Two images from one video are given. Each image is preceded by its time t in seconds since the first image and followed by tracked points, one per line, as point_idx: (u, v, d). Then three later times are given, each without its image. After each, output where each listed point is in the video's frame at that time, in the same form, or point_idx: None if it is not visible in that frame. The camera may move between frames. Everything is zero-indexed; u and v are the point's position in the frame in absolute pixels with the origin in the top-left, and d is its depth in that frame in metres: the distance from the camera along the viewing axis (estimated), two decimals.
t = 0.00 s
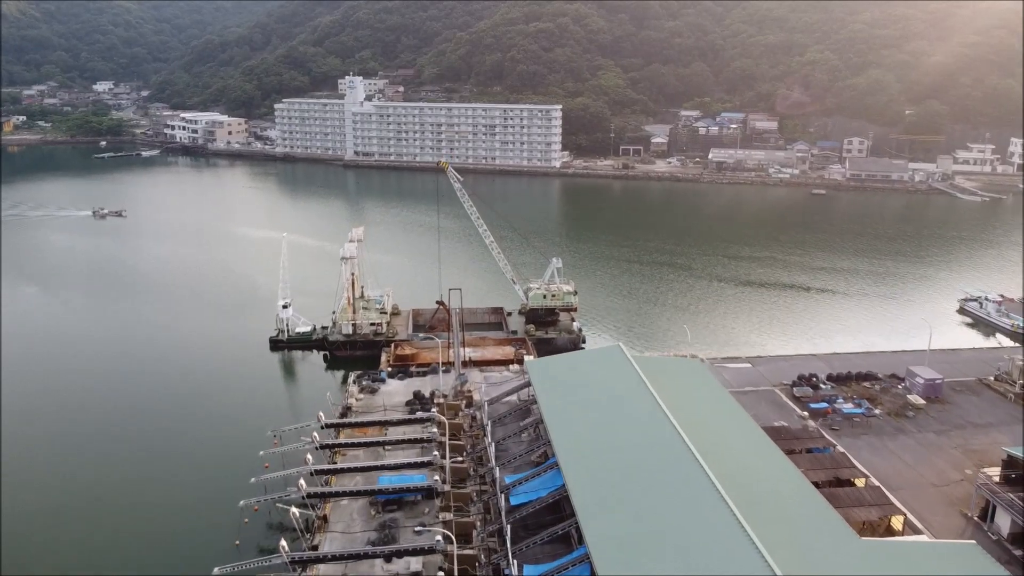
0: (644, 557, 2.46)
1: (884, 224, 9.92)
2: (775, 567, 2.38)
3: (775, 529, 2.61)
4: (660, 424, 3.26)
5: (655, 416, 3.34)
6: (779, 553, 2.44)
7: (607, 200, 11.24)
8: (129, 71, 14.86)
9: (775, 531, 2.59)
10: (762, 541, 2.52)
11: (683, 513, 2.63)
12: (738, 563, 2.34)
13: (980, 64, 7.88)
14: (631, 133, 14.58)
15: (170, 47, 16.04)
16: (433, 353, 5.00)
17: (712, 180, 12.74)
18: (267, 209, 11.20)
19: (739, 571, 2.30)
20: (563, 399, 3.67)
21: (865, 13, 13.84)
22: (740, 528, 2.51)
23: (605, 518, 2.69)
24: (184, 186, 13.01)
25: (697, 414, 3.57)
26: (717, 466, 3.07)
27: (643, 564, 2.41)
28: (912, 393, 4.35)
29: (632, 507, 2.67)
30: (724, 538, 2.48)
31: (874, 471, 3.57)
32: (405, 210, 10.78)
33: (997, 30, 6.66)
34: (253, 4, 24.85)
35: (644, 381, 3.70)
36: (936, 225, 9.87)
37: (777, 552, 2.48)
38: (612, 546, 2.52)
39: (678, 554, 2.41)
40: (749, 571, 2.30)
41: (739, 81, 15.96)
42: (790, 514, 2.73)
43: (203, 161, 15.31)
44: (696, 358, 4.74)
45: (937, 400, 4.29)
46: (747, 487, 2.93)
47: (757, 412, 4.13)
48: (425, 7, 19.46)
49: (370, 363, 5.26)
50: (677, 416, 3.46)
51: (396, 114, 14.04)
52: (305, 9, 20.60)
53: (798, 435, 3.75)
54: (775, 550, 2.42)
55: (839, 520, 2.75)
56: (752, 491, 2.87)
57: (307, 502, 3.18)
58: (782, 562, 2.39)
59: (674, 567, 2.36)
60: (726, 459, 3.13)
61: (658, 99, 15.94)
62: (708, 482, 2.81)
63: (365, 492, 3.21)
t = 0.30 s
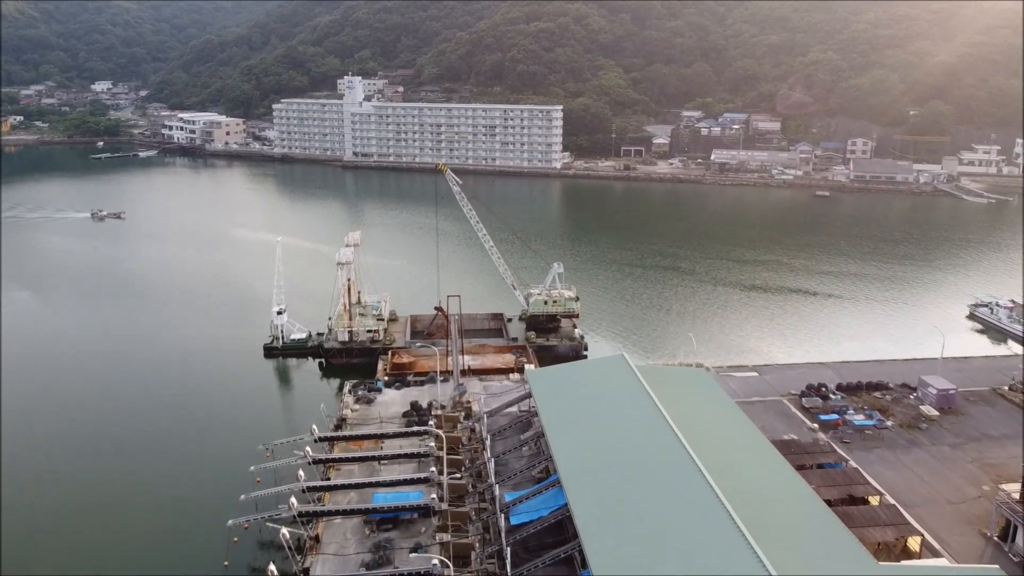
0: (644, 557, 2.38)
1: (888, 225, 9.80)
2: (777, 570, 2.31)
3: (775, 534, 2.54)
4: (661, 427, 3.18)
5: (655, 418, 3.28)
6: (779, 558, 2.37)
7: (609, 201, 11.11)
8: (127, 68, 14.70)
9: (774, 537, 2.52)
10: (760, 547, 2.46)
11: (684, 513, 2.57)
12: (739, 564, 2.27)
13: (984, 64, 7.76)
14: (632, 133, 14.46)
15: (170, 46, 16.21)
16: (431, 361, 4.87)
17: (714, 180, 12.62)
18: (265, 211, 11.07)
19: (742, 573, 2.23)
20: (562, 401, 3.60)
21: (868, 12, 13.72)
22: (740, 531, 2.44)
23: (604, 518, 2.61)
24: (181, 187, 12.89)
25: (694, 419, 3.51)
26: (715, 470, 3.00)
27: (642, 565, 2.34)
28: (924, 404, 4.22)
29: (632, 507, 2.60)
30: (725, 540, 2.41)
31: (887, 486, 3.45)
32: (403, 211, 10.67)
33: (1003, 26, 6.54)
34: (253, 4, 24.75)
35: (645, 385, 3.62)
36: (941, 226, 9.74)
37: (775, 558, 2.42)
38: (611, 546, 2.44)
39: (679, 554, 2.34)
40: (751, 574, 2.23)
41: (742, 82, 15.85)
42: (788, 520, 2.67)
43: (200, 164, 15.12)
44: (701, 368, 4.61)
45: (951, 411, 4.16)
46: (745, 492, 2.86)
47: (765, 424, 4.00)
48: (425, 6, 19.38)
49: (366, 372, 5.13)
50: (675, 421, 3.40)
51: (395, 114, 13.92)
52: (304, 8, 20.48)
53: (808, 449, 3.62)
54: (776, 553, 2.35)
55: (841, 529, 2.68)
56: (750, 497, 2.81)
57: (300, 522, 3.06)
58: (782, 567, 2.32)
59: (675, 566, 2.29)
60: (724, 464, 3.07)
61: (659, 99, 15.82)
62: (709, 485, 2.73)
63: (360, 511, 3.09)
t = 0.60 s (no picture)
0: (644, 563, 2.35)
1: (893, 228, 9.67)
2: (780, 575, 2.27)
3: (774, 536, 2.50)
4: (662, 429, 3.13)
5: (656, 420, 3.22)
6: (779, 562, 2.33)
7: (611, 203, 10.98)
8: (127, 71, 14.20)
9: (773, 538, 2.48)
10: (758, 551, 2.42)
11: (686, 517, 2.52)
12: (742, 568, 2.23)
13: (989, 66, 7.64)
14: (634, 134, 14.33)
15: (167, 46, 15.71)
16: (429, 370, 4.74)
17: (717, 181, 12.50)
18: (263, 213, 10.94)
19: None
20: (561, 403, 3.56)
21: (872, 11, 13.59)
22: (741, 535, 2.40)
23: (605, 524, 2.58)
24: (178, 188, 12.76)
25: (691, 415, 3.47)
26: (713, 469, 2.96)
27: (642, 571, 2.30)
28: (938, 415, 4.09)
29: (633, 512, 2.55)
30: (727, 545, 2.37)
31: (902, 504, 3.32)
32: (402, 213, 10.55)
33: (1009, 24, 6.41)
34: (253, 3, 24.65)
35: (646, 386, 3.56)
36: (946, 229, 9.60)
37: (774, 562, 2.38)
38: (612, 552, 2.41)
39: (680, 560, 2.30)
40: None
41: (744, 82, 15.72)
42: (786, 520, 2.63)
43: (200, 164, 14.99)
44: (707, 378, 4.47)
45: (965, 422, 4.03)
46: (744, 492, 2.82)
47: (774, 437, 3.87)
48: (425, 6, 19.30)
49: (362, 380, 5.00)
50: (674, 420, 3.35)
51: (394, 115, 13.79)
52: (304, 8, 20.35)
53: (820, 464, 3.48)
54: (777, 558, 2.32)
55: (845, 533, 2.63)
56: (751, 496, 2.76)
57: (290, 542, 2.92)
58: (784, 571, 2.28)
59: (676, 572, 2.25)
60: (723, 463, 3.02)
61: (660, 99, 15.69)
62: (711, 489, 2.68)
63: (354, 531, 2.95)
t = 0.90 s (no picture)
0: (643, 561, 2.27)
1: (896, 231, 9.53)
2: None
3: (771, 537, 2.44)
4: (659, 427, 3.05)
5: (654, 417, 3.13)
6: (778, 562, 2.26)
7: (611, 205, 10.86)
8: (125, 70, 14.67)
9: (769, 538, 2.42)
10: (756, 550, 2.35)
11: (685, 514, 2.45)
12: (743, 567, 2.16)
13: (993, 67, 7.51)
14: (635, 135, 14.19)
15: (168, 45, 16.13)
16: (426, 379, 4.61)
17: (719, 183, 12.36)
18: (261, 215, 10.81)
19: None
20: (555, 402, 3.48)
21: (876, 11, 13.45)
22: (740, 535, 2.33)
23: (602, 520, 2.50)
24: (175, 189, 12.64)
25: (688, 416, 3.39)
26: (707, 469, 2.89)
27: (642, 570, 2.22)
28: (952, 427, 3.96)
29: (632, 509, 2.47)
30: (726, 543, 2.30)
31: (919, 524, 3.18)
32: (401, 215, 10.44)
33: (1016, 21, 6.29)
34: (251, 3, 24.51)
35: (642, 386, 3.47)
36: (952, 232, 9.45)
37: (772, 563, 2.32)
38: (612, 549, 2.33)
39: (680, 559, 2.22)
40: None
41: (747, 82, 15.57)
42: (781, 521, 2.56)
43: (197, 165, 14.81)
44: (712, 389, 4.34)
45: (980, 435, 3.90)
46: (738, 492, 2.76)
47: (782, 451, 3.74)
48: (425, 6, 19.17)
49: (358, 389, 4.86)
50: (667, 419, 3.28)
51: (393, 115, 13.67)
52: (303, 7, 20.21)
53: (832, 481, 3.34)
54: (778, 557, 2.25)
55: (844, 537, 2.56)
56: (746, 497, 2.70)
57: (280, 564, 2.78)
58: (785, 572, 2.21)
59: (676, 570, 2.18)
60: (717, 463, 2.96)
61: (662, 99, 15.55)
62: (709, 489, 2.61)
63: (347, 553, 2.82)
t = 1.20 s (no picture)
0: (644, 563, 2.25)
1: (901, 233, 9.38)
2: None
3: (769, 538, 2.43)
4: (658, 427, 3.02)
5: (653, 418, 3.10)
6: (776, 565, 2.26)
7: (612, 206, 10.73)
8: (124, 70, 14.47)
9: (769, 540, 2.40)
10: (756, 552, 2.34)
11: (685, 516, 2.43)
12: (744, 569, 2.15)
13: (999, 67, 7.38)
14: (636, 135, 14.06)
15: (167, 45, 16.03)
16: (424, 389, 4.47)
17: (721, 184, 12.23)
18: (258, 216, 10.66)
19: None
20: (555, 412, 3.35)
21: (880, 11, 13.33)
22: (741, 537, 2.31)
23: (602, 522, 2.48)
24: (172, 188, 12.49)
25: (686, 415, 3.36)
26: (703, 469, 2.88)
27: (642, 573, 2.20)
28: (967, 440, 3.83)
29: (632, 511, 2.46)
30: (727, 545, 2.29)
31: (937, 544, 3.05)
32: (399, 217, 10.30)
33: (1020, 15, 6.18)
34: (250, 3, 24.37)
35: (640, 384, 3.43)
36: (958, 234, 9.29)
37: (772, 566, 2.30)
38: (612, 552, 2.31)
39: (681, 562, 2.21)
40: None
41: (750, 82, 15.42)
42: (778, 521, 2.56)
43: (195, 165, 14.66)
44: (719, 399, 4.20)
45: (997, 448, 3.77)
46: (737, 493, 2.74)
47: (793, 465, 3.60)
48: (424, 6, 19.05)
49: (355, 398, 4.73)
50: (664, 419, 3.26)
51: (392, 115, 13.54)
52: (302, 6, 20.08)
53: (846, 499, 3.21)
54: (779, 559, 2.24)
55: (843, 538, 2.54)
56: (742, 497, 2.69)
57: None
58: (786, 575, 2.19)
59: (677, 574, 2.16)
60: (714, 463, 2.94)
61: (664, 100, 15.42)
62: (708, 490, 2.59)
63: None
